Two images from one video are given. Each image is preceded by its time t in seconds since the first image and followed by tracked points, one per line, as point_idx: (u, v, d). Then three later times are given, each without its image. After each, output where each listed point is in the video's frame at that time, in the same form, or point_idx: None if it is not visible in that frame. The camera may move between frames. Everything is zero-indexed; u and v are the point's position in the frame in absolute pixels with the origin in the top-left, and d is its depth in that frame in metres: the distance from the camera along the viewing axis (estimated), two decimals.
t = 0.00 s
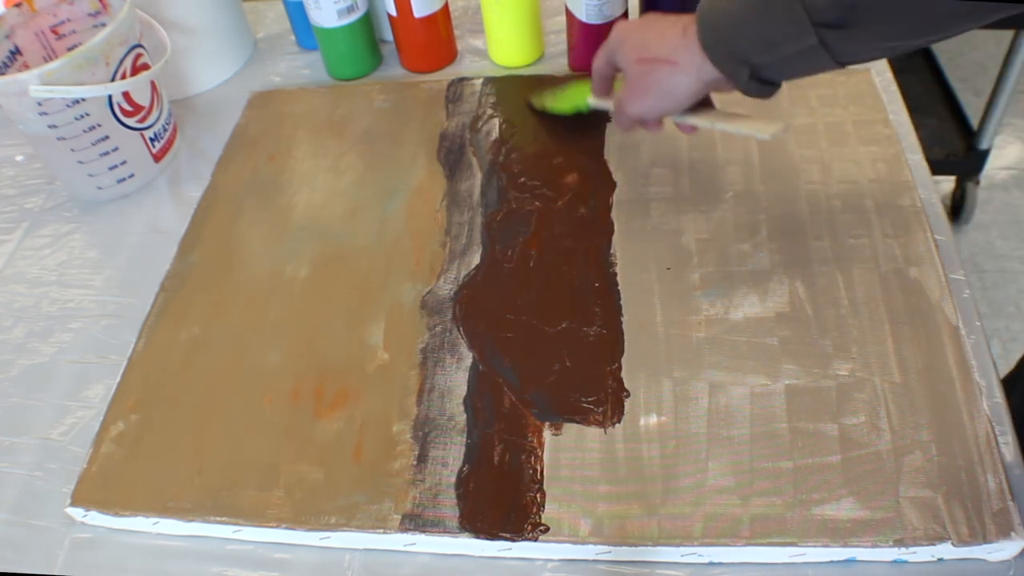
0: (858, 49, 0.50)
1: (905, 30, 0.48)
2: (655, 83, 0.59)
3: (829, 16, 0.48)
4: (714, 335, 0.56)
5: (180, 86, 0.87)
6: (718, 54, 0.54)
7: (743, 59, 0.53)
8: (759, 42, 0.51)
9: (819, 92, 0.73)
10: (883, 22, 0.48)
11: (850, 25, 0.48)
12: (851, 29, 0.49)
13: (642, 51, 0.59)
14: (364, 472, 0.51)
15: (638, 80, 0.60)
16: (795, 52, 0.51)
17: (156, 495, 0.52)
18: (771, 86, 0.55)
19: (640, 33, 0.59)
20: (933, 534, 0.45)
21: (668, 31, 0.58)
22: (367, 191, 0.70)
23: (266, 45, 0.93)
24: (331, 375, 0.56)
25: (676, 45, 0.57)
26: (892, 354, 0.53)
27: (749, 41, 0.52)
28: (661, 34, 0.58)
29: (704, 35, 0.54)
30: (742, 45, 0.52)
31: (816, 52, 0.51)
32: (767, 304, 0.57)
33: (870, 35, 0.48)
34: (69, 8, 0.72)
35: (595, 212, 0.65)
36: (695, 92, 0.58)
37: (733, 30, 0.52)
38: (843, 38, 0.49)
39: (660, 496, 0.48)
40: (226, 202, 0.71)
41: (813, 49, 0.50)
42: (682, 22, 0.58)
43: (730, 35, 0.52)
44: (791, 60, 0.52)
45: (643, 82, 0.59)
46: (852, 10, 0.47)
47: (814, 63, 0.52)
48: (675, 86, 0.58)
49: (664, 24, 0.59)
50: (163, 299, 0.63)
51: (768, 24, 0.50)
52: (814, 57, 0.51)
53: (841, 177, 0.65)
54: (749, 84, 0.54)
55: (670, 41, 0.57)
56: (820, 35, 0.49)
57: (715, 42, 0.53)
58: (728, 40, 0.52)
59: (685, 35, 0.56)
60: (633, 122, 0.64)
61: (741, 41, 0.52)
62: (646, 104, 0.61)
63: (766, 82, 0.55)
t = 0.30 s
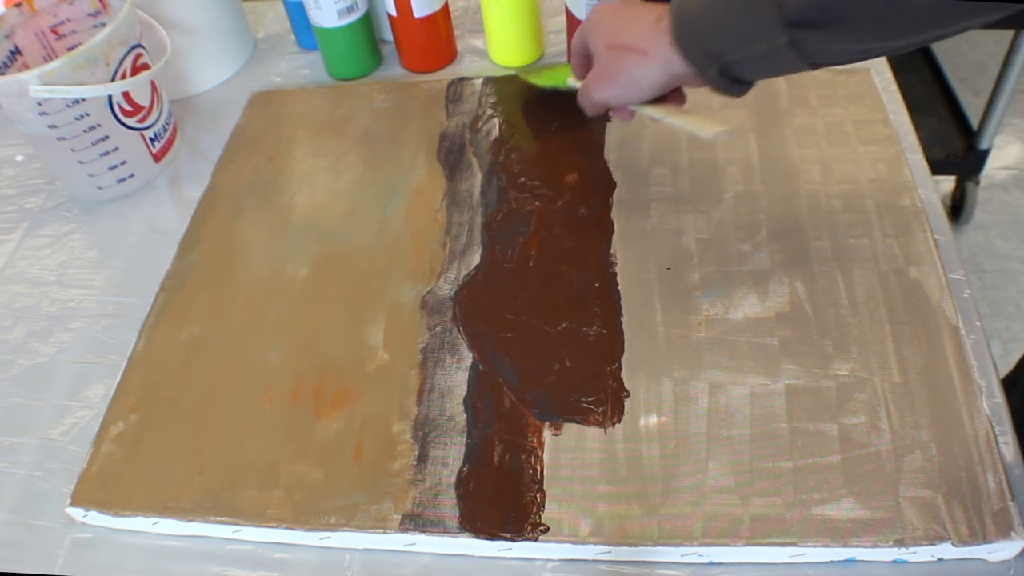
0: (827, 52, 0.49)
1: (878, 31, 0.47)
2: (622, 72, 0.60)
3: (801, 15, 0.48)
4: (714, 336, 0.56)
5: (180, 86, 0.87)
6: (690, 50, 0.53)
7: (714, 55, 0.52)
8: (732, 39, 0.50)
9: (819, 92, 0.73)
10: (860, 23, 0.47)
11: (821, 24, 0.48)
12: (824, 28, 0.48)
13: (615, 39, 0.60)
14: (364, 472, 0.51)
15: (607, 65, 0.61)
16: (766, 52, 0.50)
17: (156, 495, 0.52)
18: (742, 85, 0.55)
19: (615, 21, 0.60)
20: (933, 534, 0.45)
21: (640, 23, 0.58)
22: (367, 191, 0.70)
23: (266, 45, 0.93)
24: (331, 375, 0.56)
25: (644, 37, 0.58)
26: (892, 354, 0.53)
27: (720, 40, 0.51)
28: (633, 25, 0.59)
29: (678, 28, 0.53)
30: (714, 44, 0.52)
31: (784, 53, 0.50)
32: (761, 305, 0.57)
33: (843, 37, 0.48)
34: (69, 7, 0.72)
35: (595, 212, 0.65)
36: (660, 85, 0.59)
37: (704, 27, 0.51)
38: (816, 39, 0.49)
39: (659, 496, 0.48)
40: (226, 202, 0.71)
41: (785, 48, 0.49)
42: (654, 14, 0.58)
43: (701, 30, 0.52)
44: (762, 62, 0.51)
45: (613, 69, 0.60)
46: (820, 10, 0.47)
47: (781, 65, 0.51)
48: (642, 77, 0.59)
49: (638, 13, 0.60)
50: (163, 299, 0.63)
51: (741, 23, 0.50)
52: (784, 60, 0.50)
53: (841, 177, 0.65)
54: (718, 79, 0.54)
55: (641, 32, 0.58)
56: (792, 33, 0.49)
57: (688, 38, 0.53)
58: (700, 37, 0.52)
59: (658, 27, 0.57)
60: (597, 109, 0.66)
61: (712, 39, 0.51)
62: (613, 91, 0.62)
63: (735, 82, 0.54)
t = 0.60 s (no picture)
0: (858, 110, 0.41)
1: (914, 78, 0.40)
2: (632, 149, 0.50)
3: (825, 64, 0.40)
4: (714, 335, 0.56)
5: (180, 86, 0.87)
6: (696, 114, 0.45)
7: (727, 120, 0.44)
8: (746, 105, 0.43)
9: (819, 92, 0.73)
10: (890, 72, 0.40)
11: (847, 77, 0.41)
12: (851, 81, 0.41)
13: (621, 112, 0.50)
14: (364, 472, 0.51)
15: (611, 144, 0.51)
16: (784, 112, 0.42)
17: (156, 495, 0.52)
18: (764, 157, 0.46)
19: (623, 97, 0.51)
20: (933, 534, 0.45)
21: (651, 93, 0.49)
22: (367, 191, 0.70)
23: (266, 45, 0.93)
24: (331, 375, 0.56)
25: (656, 108, 0.47)
26: (892, 354, 0.53)
27: (734, 99, 0.43)
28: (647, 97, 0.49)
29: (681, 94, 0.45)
30: (723, 109, 0.44)
31: (808, 114, 0.42)
32: (695, 257, 0.58)
33: (873, 89, 0.41)
34: (69, 7, 0.72)
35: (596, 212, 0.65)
36: (675, 163, 0.50)
37: (711, 94, 0.44)
38: (842, 95, 0.41)
39: (659, 496, 0.48)
40: (226, 202, 0.71)
41: (810, 109, 0.42)
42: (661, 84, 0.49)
43: (711, 95, 0.44)
44: (781, 124, 0.43)
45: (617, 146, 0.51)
46: (847, 62, 0.40)
47: (807, 130, 0.43)
48: (654, 155, 0.49)
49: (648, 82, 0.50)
50: (163, 299, 0.63)
51: (751, 80, 0.42)
52: (812, 123, 0.42)
53: (841, 177, 0.65)
54: (734, 150, 0.45)
55: (649, 103, 0.48)
56: (813, 91, 0.41)
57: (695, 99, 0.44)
58: (706, 100, 0.44)
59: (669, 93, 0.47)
60: (605, 196, 0.58)
61: (721, 104, 0.43)
62: (619, 171, 0.52)
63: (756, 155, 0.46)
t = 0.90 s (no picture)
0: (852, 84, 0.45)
1: (906, 61, 0.43)
2: (642, 104, 0.55)
3: (819, 46, 0.45)
4: (714, 335, 0.56)
5: (180, 86, 0.87)
6: (706, 84, 0.50)
7: (735, 91, 0.49)
8: (745, 75, 0.48)
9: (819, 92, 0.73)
10: (882, 54, 0.43)
11: (848, 57, 0.44)
12: (843, 60, 0.45)
13: (633, 67, 0.55)
14: (364, 472, 0.51)
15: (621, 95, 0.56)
16: (787, 83, 0.47)
17: (156, 495, 0.52)
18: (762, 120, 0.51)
19: (634, 47, 0.56)
20: (933, 534, 0.45)
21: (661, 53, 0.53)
22: (367, 191, 0.70)
23: (266, 45, 0.93)
24: (331, 374, 0.56)
25: (666, 70, 0.53)
26: (891, 354, 0.53)
27: (742, 74, 0.48)
28: (655, 53, 0.54)
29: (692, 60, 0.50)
30: (732, 81, 0.48)
31: (806, 85, 0.46)
32: (706, 173, 0.60)
33: (864, 67, 0.44)
34: (69, 7, 0.72)
35: (596, 212, 0.65)
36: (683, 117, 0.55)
37: (719, 60, 0.49)
38: (838, 71, 0.45)
39: (660, 495, 0.48)
40: (226, 202, 0.71)
41: (804, 81, 0.46)
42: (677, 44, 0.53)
43: (715, 59, 0.49)
44: (784, 95, 0.48)
45: (628, 96, 0.56)
46: (843, 42, 0.44)
47: (804, 98, 0.48)
48: (660, 109, 0.55)
49: (662, 40, 0.54)
50: (163, 299, 0.63)
51: (756, 51, 0.47)
52: (807, 92, 0.47)
53: (841, 177, 0.65)
54: (740, 117, 0.50)
55: (660, 63, 0.53)
56: (812, 67, 0.46)
57: (703, 67, 0.50)
58: (714, 66, 0.49)
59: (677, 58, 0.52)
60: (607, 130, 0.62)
61: (730, 73, 0.48)
62: (630, 121, 0.58)
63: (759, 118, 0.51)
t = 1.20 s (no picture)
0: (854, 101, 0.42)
1: (907, 74, 0.40)
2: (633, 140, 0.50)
3: (818, 65, 0.41)
4: (714, 335, 0.56)
5: (180, 86, 0.87)
6: (700, 112, 0.45)
7: (729, 115, 0.44)
8: (739, 99, 0.43)
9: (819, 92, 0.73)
10: (881, 69, 0.40)
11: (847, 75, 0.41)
12: (843, 78, 0.41)
13: (619, 105, 0.50)
14: (364, 472, 0.51)
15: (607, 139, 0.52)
16: (788, 108, 0.43)
17: (156, 495, 0.52)
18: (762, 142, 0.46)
19: (619, 86, 0.51)
20: (933, 534, 0.45)
21: (648, 84, 0.49)
22: (367, 191, 0.70)
23: (266, 45, 0.93)
24: (331, 374, 0.56)
25: (657, 101, 0.47)
26: (892, 354, 0.53)
27: (734, 96, 0.43)
28: (642, 85, 0.49)
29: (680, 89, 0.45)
30: (728, 105, 0.44)
31: (806, 107, 0.42)
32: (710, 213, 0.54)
33: (868, 85, 0.41)
34: (69, 7, 0.72)
35: (596, 213, 0.65)
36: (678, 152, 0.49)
37: (710, 85, 0.44)
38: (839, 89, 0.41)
39: (660, 495, 0.48)
40: (226, 202, 0.71)
41: (806, 102, 0.42)
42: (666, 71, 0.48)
43: (705, 86, 0.44)
44: (782, 120, 0.43)
45: (616, 140, 0.51)
46: (844, 60, 0.40)
47: (802, 120, 0.43)
48: (655, 145, 0.49)
49: (646, 74, 0.50)
50: (163, 299, 0.63)
51: (752, 76, 0.42)
52: (807, 115, 0.43)
53: (841, 177, 0.65)
54: (738, 144, 0.45)
55: (647, 96, 0.48)
56: (812, 89, 0.42)
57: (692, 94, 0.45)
58: (704, 92, 0.44)
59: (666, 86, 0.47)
60: (599, 181, 0.58)
61: (727, 99, 0.44)
62: (621, 162, 0.53)
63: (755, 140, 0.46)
